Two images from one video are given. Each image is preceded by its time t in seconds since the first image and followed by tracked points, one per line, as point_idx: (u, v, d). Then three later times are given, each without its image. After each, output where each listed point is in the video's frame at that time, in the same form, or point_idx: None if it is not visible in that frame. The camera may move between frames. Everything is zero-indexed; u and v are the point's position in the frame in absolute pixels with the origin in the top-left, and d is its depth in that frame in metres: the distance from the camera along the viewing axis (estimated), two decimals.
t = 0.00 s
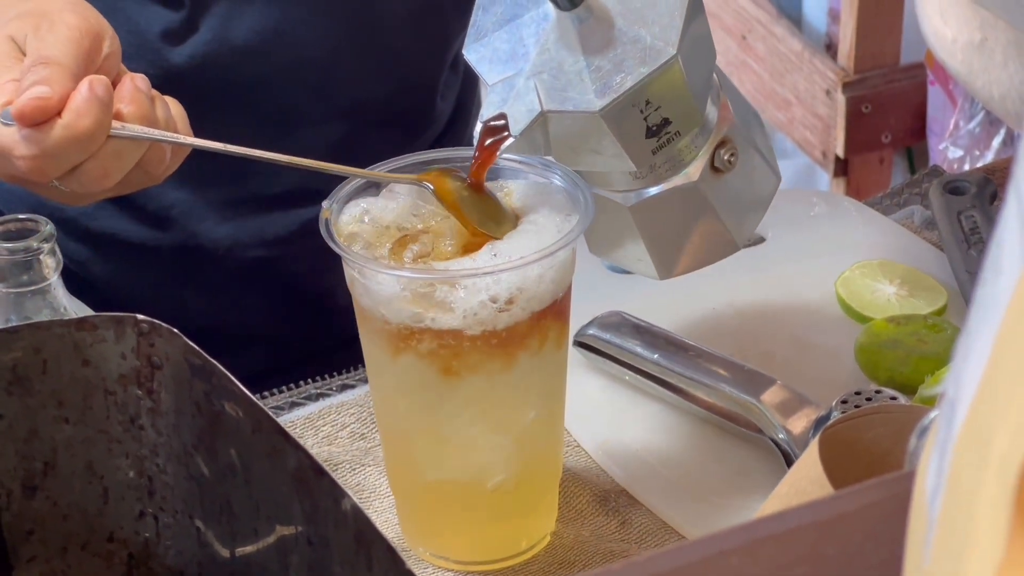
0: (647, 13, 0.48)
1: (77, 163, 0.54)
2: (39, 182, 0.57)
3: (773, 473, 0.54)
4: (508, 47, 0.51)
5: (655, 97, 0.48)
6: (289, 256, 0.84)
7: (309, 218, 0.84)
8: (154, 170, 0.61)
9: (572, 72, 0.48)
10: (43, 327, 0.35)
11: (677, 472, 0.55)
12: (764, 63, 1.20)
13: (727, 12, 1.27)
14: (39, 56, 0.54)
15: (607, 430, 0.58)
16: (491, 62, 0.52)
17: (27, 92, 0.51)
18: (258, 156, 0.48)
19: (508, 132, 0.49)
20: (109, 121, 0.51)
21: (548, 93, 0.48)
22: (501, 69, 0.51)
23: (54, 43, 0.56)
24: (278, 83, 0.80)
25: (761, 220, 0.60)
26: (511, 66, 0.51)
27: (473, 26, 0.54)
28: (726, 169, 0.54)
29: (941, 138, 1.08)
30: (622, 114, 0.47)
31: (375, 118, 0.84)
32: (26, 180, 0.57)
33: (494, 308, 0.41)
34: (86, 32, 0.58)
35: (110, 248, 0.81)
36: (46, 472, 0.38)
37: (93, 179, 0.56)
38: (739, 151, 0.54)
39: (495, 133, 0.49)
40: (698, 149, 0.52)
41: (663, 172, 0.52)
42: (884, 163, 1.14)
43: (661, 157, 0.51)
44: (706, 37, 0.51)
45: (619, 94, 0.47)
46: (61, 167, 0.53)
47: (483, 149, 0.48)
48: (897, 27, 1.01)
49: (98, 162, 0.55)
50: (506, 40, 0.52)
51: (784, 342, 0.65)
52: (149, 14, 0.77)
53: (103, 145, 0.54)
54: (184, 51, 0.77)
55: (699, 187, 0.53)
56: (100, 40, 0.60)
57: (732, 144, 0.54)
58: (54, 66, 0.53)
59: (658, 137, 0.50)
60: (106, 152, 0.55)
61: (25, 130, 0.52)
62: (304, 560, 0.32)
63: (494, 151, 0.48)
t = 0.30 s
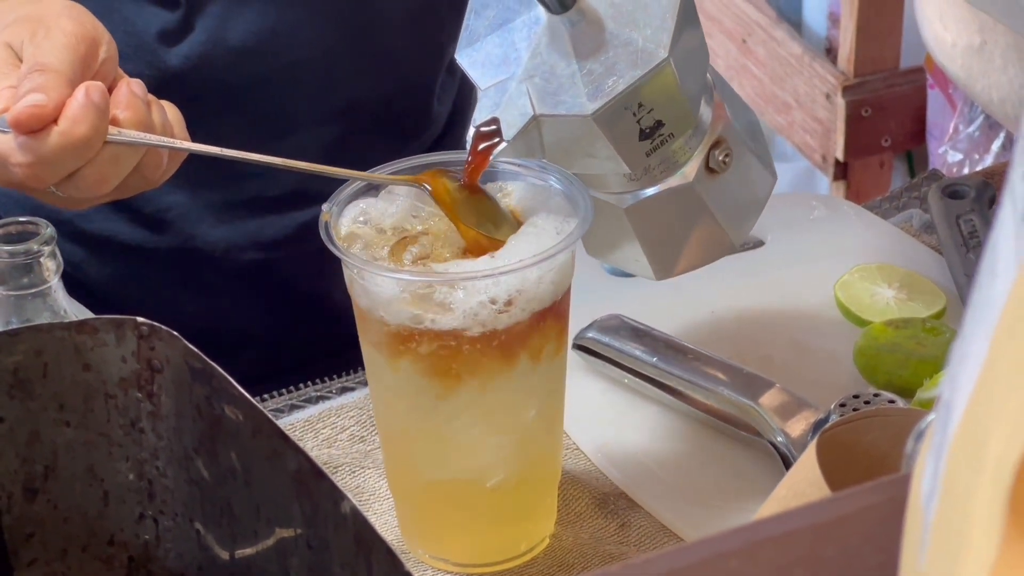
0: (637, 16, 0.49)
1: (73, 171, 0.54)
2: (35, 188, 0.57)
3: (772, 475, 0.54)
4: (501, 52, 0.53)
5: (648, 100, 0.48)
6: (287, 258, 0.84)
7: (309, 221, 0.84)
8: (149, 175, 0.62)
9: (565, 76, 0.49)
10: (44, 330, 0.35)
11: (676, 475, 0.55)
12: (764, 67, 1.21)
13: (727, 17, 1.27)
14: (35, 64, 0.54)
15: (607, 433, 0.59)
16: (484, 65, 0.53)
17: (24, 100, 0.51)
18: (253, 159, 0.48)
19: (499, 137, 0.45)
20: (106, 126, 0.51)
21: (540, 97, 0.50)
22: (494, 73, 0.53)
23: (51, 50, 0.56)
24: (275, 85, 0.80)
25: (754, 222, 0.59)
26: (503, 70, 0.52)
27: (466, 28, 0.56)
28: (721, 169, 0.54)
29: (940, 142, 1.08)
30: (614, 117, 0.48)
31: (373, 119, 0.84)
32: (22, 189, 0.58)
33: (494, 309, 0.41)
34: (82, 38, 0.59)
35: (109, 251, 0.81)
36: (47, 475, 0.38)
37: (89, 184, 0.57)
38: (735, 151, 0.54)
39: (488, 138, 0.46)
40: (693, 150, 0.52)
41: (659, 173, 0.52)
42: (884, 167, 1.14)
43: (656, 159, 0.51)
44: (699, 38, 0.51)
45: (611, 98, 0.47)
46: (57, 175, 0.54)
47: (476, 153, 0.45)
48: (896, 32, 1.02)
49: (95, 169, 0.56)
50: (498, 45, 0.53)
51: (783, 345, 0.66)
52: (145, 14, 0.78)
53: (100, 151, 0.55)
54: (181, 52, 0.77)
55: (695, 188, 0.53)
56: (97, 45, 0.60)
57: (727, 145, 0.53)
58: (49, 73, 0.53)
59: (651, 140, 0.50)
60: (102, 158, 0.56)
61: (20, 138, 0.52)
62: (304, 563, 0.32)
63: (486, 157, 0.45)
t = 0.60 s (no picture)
0: (625, 14, 0.49)
1: (67, 173, 0.54)
2: (31, 190, 0.57)
3: (772, 474, 0.54)
4: (489, 50, 0.52)
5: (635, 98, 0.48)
6: (287, 258, 0.85)
7: (309, 221, 0.84)
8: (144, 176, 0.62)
9: (552, 75, 0.49)
10: (46, 329, 0.35)
11: (677, 476, 0.55)
12: (765, 69, 1.21)
13: (728, 18, 1.27)
14: (26, 66, 0.54)
15: (608, 433, 0.59)
16: (473, 62, 0.53)
17: (15, 103, 0.51)
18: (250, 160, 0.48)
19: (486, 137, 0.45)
20: (99, 129, 0.52)
21: (528, 96, 0.49)
22: (481, 71, 0.52)
23: (45, 51, 0.56)
24: (274, 86, 0.80)
25: (747, 217, 0.59)
26: (491, 68, 0.51)
27: (455, 24, 0.55)
28: (711, 165, 0.54)
29: (941, 144, 1.08)
30: (602, 116, 0.48)
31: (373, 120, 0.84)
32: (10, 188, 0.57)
33: (494, 308, 0.41)
34: (76, 39, 0.59)
35: (109, 252, 0.81)
36: (48, 473, 0.38)
37: (83, 187, 0.57)
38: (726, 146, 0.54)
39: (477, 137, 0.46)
40: (681, 147, 0.52)
41: (648, 170, 0.52)
42: (885, 168, 1.14)
43: (645, 156, 0.51)
44: (688, 34, 0.51)
45: (598, 96, 0.47)
46: (52, 178, 0.54)
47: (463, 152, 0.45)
48: (896, 34, 1.02)
49: (89, 171, 0.56)
50: (486, 43, 0.52)
51: (784, 346, 0.66)
52: (146, 15, 0.78)
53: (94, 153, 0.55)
54: (180, 53, 0.77)
55: (685, 184, 0.53)
56: (91, 47, 0.60)
57: (717, 141, 0.54)
58: (43, 75, 0.53)
59: (639, 137, 0.50)
60: (96, 160, 0.56)
61: (13, 141, 0.52)
62: (305, 562, 0.32)
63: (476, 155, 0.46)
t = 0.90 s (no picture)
0: (626, 14, 0.49)
1: (65, 170, 0.54)
2: (29, 189, 0.57)
3: (773, 475, 0.55)
4: (490, 50, 0.52)
5: (638, 97, 0.48)
6: (289, 260, 0.85)
7: (311, 221, 0.85)
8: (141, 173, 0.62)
9: (553, 75, 0.49)
10: (50, 327, 0.36)
11: (679, 476, 0.55)
12: (766, 72, 1.21)
13: (730, 21, 1.27)
14: (25, 62, 0.55)
15: (610, 434, 0.59)
16: (474, 64, 0.53)
17: (12, 100, 0.51)
18: (249, 159, 0.48)
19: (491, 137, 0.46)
20: (95, 125, 0.52)
21: (530, 97, 0.50)
22: (483, 72, 0.52)
23: (43, 50, 0.56)
24: (275, 88, 0.80)
25: (747, 215, 0.59)
26: (493, 69, 0.52)
27: (455, 25, 0.55)
28: (712, 161, 0.54)
29: (942, 147, 1.09)
30: (604, 116, 0.48)
31: (374, 122, 0.85)
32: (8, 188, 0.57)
33: (496, 307, 0.42)
34: (74, 37, 0.59)
35: (109, 253, 0.81)
36: (51, 472, 0.38)
37: (82, 184, 0.57)
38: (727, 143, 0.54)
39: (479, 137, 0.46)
40: (683, 144, 0.52)
41: (650, 168, 0.52)
42: (886, 171, 1.14)
43: (647, 154, 0.51)
44: (689, 33, 0.51)
45: (601, 97, 0.47)
46: (49, 175, 0.54)
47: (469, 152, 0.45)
48: (898, 37, 1.02)
49: (85, 168, 0.56)
50: (487, 43, 0.52)
51: (785, 348, 0.66)
52: (146, 19, 0.77)
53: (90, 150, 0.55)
54: (180, 60, 0.77)
55: (686, 181, 0.53)
56: (88, 45, 0.60)
57: (719, 138, 0.54)
58: (41, 72, 0.53)
59: (642, 136, 0.50)
60: (92, 157, 0.56)
61: (10, 139, 0.52)
62: (307, 561, 0.32)
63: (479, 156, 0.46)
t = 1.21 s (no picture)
0: (635, 14, 0.48)
1: (76, 174, 0.54)
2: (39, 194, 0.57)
3: (774, 479, 0.55)
4: (498, 51, 0.52)
5: (646, 97, 0.48)
6: (290, 263, 0.85)
7: (313, 225, 0.84)
8: (152, 174, 0.62)
9: (562, 76, 0.49)
10: (52, 329, 0.36)
11: (679, 480, 0.55)
12: (768, 76, 1.21)
13: (731, 26, 1.28)
14: (35, 67, 0.55)
15: (611, 437, 0.59)
16: (483, 65, 0.53)
17: (23, 105, 0.51)
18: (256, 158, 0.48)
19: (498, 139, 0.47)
20: (106, 129, 0.52)
21: (539, 98, 0.50)
22: (492, 73, 0.52)
23: (52, 55, 0.56)
24: (278, 92, 0.80)
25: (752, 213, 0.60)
26: (502, 70, 0.52)
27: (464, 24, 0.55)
28: (721, 159, 0.55)
29: (944, 152, 1.08)
30: (613, 116, 0.48)
31: (376, 126, 0.85)
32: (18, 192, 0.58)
33: (498, 309, 0.42)
34: (83, 41, 0.59)
35: (112, 257, 0.82)
36: (53, 473, 0.38)
37: (94, 188, 0.57)
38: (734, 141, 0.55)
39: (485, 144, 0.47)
40: (692, 142, 0.52)
41: (658, 166, 0.51)
42: (887, 175, 1.14)
43: (656, 153, 0.50)
44: (695, 32, 0.50)
45: (610, 97, 0.47)
46: (61, 180, 0.54)
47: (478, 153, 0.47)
48: (899, 42, 1.02)
49: (96, 172, 0.56)
50: (495, 44, 0.52)
51: (786, 351, 0.66)
52: (148, 27, 0.78)
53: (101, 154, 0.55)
54: (184, 67, 0.78)
55: (696, 179, 0.54)
56: (98, 48, 0.61)
57: (727, 134, 0.54)
58: (50, 77, 0.54)
59: (651, 135, 0.50)
60: (103, 160, 0.56)
61: (21, 144, 0.52)
62: (308, 562, 0.32)
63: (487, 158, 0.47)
